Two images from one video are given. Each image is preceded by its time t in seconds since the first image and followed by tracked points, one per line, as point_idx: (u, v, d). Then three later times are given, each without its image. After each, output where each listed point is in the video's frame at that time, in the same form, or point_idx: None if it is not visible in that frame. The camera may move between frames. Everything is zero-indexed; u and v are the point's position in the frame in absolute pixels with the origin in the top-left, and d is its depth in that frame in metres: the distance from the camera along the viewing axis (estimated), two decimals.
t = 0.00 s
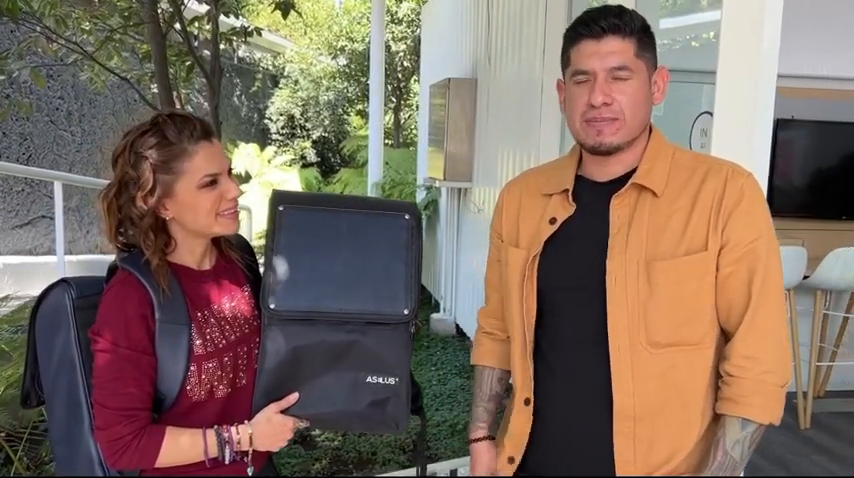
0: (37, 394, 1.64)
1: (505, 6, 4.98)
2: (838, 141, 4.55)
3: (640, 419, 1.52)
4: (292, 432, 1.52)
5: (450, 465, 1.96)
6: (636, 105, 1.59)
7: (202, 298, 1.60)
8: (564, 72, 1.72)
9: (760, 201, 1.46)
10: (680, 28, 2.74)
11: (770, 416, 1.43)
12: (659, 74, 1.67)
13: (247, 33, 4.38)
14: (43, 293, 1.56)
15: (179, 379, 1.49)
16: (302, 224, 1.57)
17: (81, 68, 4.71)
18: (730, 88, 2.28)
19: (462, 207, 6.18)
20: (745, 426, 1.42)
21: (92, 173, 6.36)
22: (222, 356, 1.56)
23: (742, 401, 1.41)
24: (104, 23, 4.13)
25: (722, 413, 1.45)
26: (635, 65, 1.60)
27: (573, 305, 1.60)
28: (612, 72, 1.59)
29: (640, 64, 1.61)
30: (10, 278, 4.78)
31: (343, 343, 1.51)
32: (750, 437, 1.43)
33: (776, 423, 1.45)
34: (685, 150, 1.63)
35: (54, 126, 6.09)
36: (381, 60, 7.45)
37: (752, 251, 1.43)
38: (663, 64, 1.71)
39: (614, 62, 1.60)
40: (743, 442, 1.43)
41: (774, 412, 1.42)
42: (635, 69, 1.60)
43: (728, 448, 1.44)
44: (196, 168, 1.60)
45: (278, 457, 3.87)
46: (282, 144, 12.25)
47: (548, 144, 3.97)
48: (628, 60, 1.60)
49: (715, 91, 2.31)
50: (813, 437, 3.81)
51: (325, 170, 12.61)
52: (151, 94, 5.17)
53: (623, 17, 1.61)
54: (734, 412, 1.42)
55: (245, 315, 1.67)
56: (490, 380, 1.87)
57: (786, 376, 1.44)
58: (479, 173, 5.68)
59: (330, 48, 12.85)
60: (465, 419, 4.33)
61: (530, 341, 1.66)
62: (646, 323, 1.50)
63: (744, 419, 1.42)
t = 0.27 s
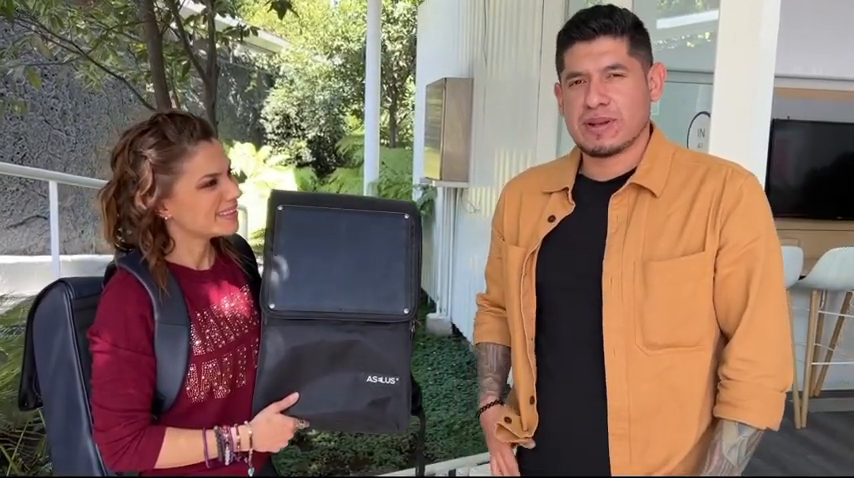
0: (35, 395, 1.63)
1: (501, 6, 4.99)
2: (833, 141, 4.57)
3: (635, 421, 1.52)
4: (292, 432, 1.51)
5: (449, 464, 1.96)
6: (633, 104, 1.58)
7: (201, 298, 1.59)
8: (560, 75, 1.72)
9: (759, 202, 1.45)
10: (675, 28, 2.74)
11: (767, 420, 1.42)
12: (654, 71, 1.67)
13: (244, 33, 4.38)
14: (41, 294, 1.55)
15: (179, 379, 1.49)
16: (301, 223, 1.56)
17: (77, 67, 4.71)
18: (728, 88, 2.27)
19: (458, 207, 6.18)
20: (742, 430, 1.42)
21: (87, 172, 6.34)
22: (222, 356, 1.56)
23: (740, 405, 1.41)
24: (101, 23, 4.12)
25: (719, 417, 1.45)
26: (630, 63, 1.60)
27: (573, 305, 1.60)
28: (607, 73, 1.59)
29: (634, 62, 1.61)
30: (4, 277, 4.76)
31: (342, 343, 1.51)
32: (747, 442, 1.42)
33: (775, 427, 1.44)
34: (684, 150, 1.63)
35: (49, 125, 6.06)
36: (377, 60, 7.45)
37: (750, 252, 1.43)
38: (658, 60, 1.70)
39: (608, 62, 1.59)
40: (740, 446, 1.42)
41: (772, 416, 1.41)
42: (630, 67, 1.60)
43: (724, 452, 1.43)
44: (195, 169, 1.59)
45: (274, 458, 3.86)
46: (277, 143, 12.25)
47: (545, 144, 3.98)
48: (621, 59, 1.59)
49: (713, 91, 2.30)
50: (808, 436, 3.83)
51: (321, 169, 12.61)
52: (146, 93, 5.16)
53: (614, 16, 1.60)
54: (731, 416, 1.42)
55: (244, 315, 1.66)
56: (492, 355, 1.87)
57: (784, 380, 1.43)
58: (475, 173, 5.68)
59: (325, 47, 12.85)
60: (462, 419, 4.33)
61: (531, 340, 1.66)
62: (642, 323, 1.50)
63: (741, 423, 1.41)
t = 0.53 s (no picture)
0: (35, 397, 1.63)
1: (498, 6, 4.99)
2: (829, 141, 4.58)
3: (630, 420, 1.52)
4: (292, 432, 1.51)
5: (449, 464, 1.96)
6: (633, 105, 1.58)
7: (200, 299, 1.59)
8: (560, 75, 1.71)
9: (758, 202, 1.45)
10: (672, 28, 2.75)
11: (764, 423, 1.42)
12: (655, 72, 1.66)
13: (240, 32, 4.35)
14: (39, 295, 1.55)
15: (178, 380, 1.48)
16: (301, 223, 1.56)
17: (73, 67, 4.70)
18: (727, 88, 2.27)
19: (455, 206, 6.18)
20: (738, 433, 1.42)
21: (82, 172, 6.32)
22: (221, 357, 1.55)
23: (737, 407, 1.41)
24: (97, 22, 4.11)
25: (715, 418, 1.45)
26: (630, 64, 1.60)
27: (573, 305, 1.60)
28: (607, 74, 1.59)
29: (634, 63, 1.60)
30: None
31: (342, 343, 1.51)
32: (743, 445, 1.42)
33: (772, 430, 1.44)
34: (684, 150, 1.63)
35: (44, 124, 5.96)
36: (373, 59, 7.44)
37: (748, 253, 1.42)
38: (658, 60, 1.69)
39: (607, 63, 1.59)
40: (736, 449, 1.43)
41: (769, 418, 1.42)
42: (630, 68, 1.59)
43: (720, 455, 1.43)
44: (206, 171, 1.58)
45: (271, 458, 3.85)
46: (274, 143, 12.24)
47: (541, 144, 3.98)
48: (621, 59, 1.59)
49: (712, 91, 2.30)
50: (805, 436, 3.84)
51: (317, 169, 12.60)
52: (142, 93, 5.15)
53: (613, 18, 1.60)
54: (728, 418, 1.42)
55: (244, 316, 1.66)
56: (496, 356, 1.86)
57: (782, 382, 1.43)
58: (472, 172, 5.69)
59: (322, 47, 12.84)
60: (459, 419, 4.33)
61: (530, 340, 1.66)
62: (638, 323, 1.50)
63: (737, 425, 1.42)
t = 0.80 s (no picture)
0: (35, 395, 1.63)
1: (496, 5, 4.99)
2: (826, 141, 4.59)
3: (623, 419, 1.53)
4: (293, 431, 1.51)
5: (448, 463, 1.96)
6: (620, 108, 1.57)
7: (200, 297, 1.59)
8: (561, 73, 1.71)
9: (757, 204, 1.44)
10: (669, 28, 2.75)
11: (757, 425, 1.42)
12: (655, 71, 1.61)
13: (238, 30, 4.34)
14: (40, 294, 1.55)
15: (179, 379, 1.48)
16: (301, 222, 1.56)
17: (70, 66, 4.69)
18: (724, 88, 2.27)
19: (453, 206, 6.19)
20: (728, 433, 1.42)
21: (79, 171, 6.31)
22: (221, 355, 1.55)
23: (729, 408, 1.41)
24: (94, 20, 4.09)
25: (708, 419, 1.45)
26: (619, 67, 1.57)
27: (573, 304, 1.60)
28: (593, 78, 1.58)
29: (624, 65, 1.57)
30: None
31: (343, 342, 1.51)
32: (733, 445, 1.42)
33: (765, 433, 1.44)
34: (686, 150, 1.62)
35: (42, 124, 5.89)
36: (371, 58, 7.44)
37: (744, 255, 1.42)
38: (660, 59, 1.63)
39: (594, 65, 1.58)
40: (725, 449, 1.42)
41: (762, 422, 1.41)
42: (618, 71, 1.57)
43: (709, 454, 1.44)
44: (206, 171, 1.58)
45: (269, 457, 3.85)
46: (270, 142, 12.24)
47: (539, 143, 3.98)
48: (609, 62, 1.57)
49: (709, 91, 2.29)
50: (802, 434, 3.85)
51: (314, 168, 12.60)
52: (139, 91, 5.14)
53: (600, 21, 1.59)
54: (719, 418, 1.42)
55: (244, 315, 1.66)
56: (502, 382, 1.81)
57: (777, 385, 1.43)
58: (469, 171, 5.69)
59: (319, 46, 12.83)
60: (457, 418, 4.34)
61: (530, 338, 1.68)
62: (632, 323, 1.51)
63: (728, 426, 1.41)
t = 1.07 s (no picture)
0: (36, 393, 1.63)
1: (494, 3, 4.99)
2: (824, 139, 4.60)
3: (617, 418, 1.53)
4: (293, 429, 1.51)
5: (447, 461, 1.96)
6: (589, 121, 1.54)
7: (201, 295, 1.59)
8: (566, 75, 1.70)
9: (759, 208, 1.41)
10: (668, 26, 2.74)
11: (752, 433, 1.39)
12: (636, 79, 1.54)
13: (236, 30, 4.34)
14: (42, 292, 1.55)
15: (179, 376, 1.48)
16: (302, 221, 1.57)
17: (69, 65, 4.69)
18: (722, 85, 2.27)
19: (451, 204, 6.19)
20: (721, 436, 1.39)
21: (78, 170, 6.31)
22: (222, 352, 1.55)
23: (724, 412, 1.38)
24: (92, 18, 4.08)
25: (703, 421, 1.43)
26: (589, 81, 1.54)
27: (574, 303, 1.60)
28: (564, 90, 1.57)
29: (594, 79, 1.54)
30: None
31: (343, 340, 1.51)
32: (727, 448, 1.40)
33: (761, 440, 1.40)
34: (693, 150, 1.60)
35: (39, 123, 6.06)
36: (369, 57, 7.43)
37: (743, 259, 1.39)
38: (642, 67, 1.54)
39: (567, 79, 1.57)
40: (718, 452, 1.40)
41: (758, 429, 1.38)
42: (586, 86, 1.54)
43: (701, 457, 1.42)
44: (201, 170, 1.58)
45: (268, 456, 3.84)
46: (269, 141, 12.25)
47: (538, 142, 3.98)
48: (576, 78, 1.55)
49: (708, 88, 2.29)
50: (801, 433, 3.85)
51: (312, 167, 12.60)
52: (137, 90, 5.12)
53: (575, 34, 1.58)
54: (713, 421, 1.40)
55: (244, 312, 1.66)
56: (508, 379, 1.80)
57: (775, 393, 1.40)
58: (468, 170, 5.69)
59: (317, 45, 12.83)
60: (456, 417, 4.34)
61: (532, 333, 1.70)
62: (628, 326, 1.50)
63: (722, 429, 1.39)
